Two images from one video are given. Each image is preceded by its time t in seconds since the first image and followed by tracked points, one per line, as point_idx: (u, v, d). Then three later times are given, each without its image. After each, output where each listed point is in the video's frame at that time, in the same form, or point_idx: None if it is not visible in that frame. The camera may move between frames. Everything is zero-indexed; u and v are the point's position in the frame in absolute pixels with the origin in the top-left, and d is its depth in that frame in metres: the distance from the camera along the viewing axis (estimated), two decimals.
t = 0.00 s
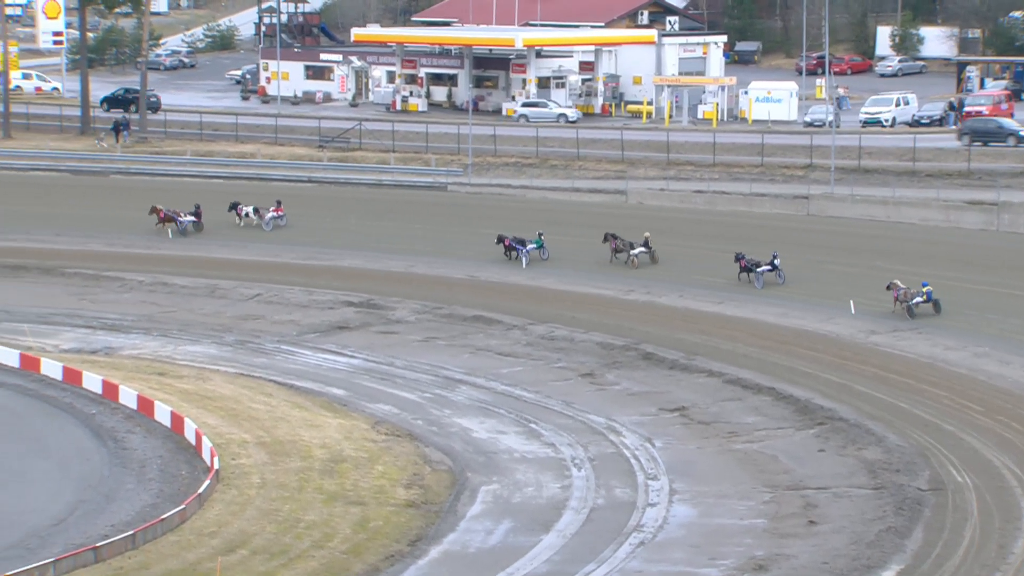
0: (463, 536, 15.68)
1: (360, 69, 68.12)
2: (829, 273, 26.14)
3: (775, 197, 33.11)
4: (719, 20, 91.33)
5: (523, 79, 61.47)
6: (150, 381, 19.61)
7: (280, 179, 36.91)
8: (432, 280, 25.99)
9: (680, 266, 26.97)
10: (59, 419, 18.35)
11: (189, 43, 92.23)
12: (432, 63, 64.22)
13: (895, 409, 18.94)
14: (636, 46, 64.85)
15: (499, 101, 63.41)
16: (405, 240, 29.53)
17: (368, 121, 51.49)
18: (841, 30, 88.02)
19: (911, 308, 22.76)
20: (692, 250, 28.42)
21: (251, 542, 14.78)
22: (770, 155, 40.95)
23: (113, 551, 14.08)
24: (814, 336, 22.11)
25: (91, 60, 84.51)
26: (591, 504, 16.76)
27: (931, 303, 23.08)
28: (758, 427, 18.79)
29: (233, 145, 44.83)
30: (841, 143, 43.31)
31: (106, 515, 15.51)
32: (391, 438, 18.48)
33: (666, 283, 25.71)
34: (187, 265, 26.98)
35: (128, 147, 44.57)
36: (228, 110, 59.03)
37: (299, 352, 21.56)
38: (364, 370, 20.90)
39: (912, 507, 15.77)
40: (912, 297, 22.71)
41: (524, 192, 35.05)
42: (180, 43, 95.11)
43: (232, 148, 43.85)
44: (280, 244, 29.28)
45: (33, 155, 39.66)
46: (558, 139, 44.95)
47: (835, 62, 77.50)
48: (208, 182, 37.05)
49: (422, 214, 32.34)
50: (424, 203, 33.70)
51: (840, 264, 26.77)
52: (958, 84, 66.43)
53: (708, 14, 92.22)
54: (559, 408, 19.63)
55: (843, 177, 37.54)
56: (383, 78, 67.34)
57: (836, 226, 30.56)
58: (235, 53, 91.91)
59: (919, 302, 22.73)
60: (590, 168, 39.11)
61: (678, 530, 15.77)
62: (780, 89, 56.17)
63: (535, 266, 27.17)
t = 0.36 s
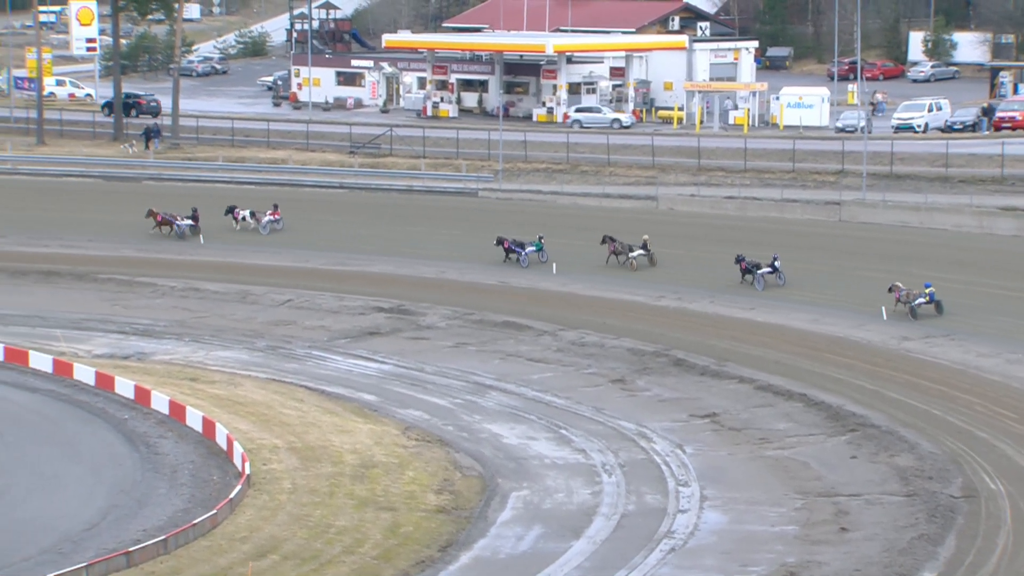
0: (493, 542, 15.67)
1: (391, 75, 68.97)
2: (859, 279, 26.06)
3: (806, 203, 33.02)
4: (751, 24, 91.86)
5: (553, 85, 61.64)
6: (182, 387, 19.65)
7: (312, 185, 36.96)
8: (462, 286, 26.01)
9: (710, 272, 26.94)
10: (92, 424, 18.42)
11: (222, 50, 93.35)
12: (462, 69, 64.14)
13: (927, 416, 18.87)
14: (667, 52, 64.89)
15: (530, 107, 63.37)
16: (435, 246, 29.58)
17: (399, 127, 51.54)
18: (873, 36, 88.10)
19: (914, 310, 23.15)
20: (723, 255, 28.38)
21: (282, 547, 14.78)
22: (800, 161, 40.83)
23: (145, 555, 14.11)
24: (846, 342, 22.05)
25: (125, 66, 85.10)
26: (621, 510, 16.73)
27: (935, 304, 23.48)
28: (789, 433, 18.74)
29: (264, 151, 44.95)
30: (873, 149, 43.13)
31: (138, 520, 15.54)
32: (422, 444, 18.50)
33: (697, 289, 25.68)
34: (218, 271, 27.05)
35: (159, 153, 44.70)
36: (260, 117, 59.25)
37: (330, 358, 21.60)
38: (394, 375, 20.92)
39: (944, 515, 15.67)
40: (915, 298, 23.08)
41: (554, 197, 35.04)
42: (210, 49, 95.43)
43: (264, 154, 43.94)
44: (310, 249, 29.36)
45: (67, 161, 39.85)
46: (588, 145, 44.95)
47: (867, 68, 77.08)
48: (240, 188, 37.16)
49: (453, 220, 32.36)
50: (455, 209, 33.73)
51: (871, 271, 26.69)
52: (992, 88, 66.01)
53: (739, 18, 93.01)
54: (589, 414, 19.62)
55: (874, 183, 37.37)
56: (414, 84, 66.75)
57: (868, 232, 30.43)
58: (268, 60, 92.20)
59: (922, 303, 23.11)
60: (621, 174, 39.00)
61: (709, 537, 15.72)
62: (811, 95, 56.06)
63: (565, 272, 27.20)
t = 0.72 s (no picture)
0: (526, 544, 15.66)
1: (426, 78, 68.20)
2: (894, 282, 25.95)
3: (841, 205, 32.91)
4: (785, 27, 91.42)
5: (587, 87, 61.59)
6: (216, 388, 19.71)
7: (345, 187, 37.02)
8: (495, 288, 26.03)
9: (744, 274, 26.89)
10: (127, 425, 18.50)
11: (258, 52, 93.70)
12: (495, 71, 64.25)
13: (963, 420, 18.77)
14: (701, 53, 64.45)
15: (564, 108, 63.69)
16: (466, 248, 29.61)
17: (433, 129, 51.62)
18: (908, 37, 87.91)
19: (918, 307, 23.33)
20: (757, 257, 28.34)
21: (316, 549, 14.79)
22: (835, 163, 40.70)
23: (180, 556, 14.15)
24: (881, 345, 21.96)
25: (161, 69, 84.78)
26: (655, 513, 16.68)
27: (938, 301, 23.63)
28: (823, 436, 18.67)
29: (299, 153, 45.09)
30: (908, 151, 42.94)
31: (174, 521, 15.59)
32: (455, 446, 18.51)
33: (731, 291, 25.65)
34: (251, 274, 27.14)
35: (194, 156, 44.86)
36: (294, 118, 59.44)
37: (363, 359, 21.64)
38: (427, 377, 20.95)
39: (981, 518, 15.58)
40: (920, 296, 23.26)
41: (588, 200, 35.04)
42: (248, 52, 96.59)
43: (298, 157, 44.07)
44: (342, 251, 29.43)
45: (104, 162, 40.05)
46: (621, 147, 44.97)
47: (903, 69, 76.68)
48: (274, 190, 37.22)
49: (487, 222, 32.36)
50: (490, 211, 33.77)
51: (907, 273, 26.58)
52: None
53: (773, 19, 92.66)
54: (622, 416, 19.60)
55: (910, 185, 37.18)
56: (447, 87, 67.07)
57: (904, 235, 30.30)
58: (303, 62, 92.51)
59: (926, 301, 23.28)
60: (654, 176, 38.97)
61: (742, 540, 15.65)
62: (846, 97, 55.90)
63: (597, 274, 27.20)
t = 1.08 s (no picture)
0: (562, 549, 15.59)
1: (462, 82, 67.89)
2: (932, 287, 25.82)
3: (879, 209, 32.76)
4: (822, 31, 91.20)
5: (624, 92, 60.97)
6: (253, 392, 19.78)
7: (381, 192, 37.09)
8: (530, 292, 26.04)
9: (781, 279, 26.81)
10: (164, 428, 18.57)
11: (294, 56, 93.93)
12: (532, 76, 63.99)
13: (1002, 426, 18.65)
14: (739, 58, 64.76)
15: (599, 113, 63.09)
16: (500, 251, 29.68)
17: (469, 133, 51.69)
18: (948, 40, 87.53)
19: (926, 306, 23.61)
20: (794, 262, 28.26)
21: (353, 553, 14.76)
22: (873, 167, 40.57)
23: (217, 560, 14.09)
24: (919, 350, 21.86)
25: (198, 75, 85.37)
26: (691, 518, 16.61)
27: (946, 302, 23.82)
28: (861, 441, 18.60)
29: (335, 158, 45.28)
30: (945, 155, 42.75)
31: (211, 525, 15.60)
32: (490, 450, 18.51)
33: (766, 295, 25.59)
34: (287, 277, 27.22)
35: (231, 160, 45.05)
36: (331, 123, 59.62)
37: (399, 364, 21.66)
38: (463, 382, 20.96)
39: (1021, 525, 15.45)
40: (926, 295, 23.53)
41: (624, 204, 35.02)
42: (285, 56, 96.54)
43: (335, 161, 44.25)
44: (378, 255, 29.50)
45: (142, 169, 40.26)
46: (658, 151, 44.98)
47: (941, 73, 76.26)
48: (311, 194, 37.30)
49: (522, 227, 32.43)
50: (526, 216, 33.79)
51: (945, 279, 26.44)
52: None
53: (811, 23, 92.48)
54: (658, 421, 19.57)
55: (948, 189, 36.97)
56: (484, 91, 67.08)
57: (943, 240, 30.13)
58: (339, 67, 92.81)
59: (933, 300, 23.56)
60: (690, 181, 38.96)
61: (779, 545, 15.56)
62: (884, 101, 55.62)
63: (633, 278, 27.19)
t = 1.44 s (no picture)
0: (596, 556, 15.47)
1: (496, 89, 68.83)
2: (968, 295, 25.68)
3: (916, 216, 32.61)
4: (857, 36, 90.96)
5: (658, 99, 61.19)
6: (287, 399, 19.82)
7: (416, 200, 37.14)
8: (564, 299, 26.06)
9: (817, 286, 26.73)
10: (200, 435, 18.62)
11: (329, 64, 94.40)
12: (566, 83, 63.80)
13: None
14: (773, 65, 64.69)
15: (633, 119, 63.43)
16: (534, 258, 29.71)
17: (503, 140, 51.66)
18: (984, 48, 87.21)
19: (931, 310, 23.94)
20: (829, 270, 28.18)
21: (387, 559, 14.67)
22: (909, 174, 40.39)
23: (252, 566, 13.97)
24: (955, 358, 21.77)
25: (234, 82, 85.63)
26: (726, 525, 16.50)
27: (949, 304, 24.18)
28: (897, 450, 18.52)
29: (370, 165, 45.31)
30: (980, 162, 42.51)
31: (246, 531, 15.58)
32: (524, 457, 18.49)
33: (801, 303, 25.52)
34: (321, 284, 27.29)
35: (267, 167, 45.10)
36: (365, 130, 59.74)
37: (433, 370, 21.68)
38: (497, 389, 20.96)
39: None
40: (932, 299, 23.87)
41: (658, 211, 34.98)
42: (320, 64, 97.00)
43: (369, 168, 44.29)
44: (412, 262, 29.56)
45: (178, 176, 40.41)
46: (693, 158, 44.92)
47: (977, 80, 75.88)
48: (346, 201, 37.32)
49: (556, 233, 32.39)
50: (561, 223, 33.79)
51: (982, 286, 26.29)
52: None
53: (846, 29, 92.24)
54: (692, 428, 19.52)
55: (985, 197, 36.69)
56: (518, 98, 67.28)
57: (981, 247, 29.95)
58: (375, 74, 93.08)
59: (939, 303, 23.89)
60: (725, 188, 38.81)
61: (815, 553, 15.42)
62: (920, 107, 55.43)
63: (668, 286, 27.17)
